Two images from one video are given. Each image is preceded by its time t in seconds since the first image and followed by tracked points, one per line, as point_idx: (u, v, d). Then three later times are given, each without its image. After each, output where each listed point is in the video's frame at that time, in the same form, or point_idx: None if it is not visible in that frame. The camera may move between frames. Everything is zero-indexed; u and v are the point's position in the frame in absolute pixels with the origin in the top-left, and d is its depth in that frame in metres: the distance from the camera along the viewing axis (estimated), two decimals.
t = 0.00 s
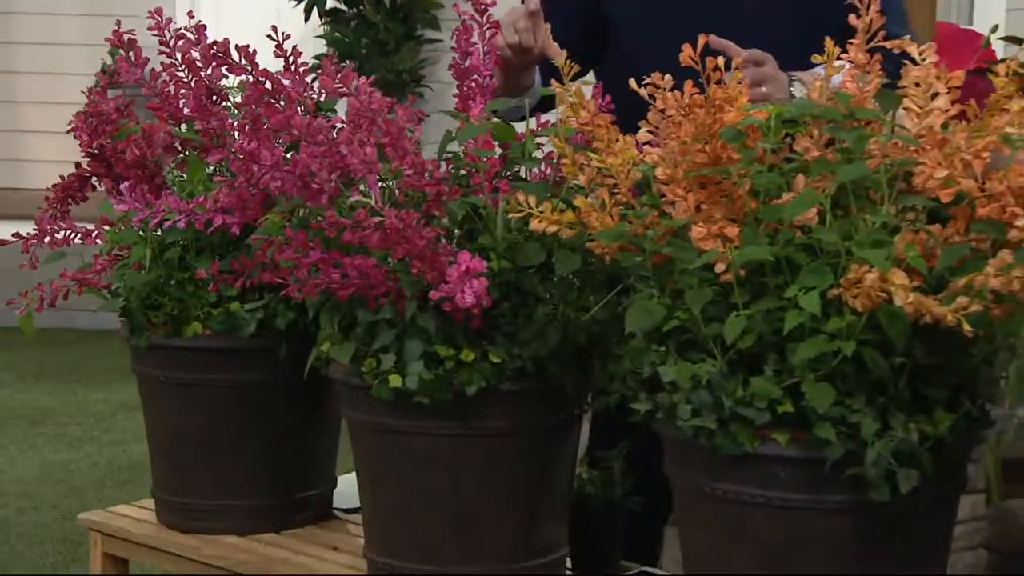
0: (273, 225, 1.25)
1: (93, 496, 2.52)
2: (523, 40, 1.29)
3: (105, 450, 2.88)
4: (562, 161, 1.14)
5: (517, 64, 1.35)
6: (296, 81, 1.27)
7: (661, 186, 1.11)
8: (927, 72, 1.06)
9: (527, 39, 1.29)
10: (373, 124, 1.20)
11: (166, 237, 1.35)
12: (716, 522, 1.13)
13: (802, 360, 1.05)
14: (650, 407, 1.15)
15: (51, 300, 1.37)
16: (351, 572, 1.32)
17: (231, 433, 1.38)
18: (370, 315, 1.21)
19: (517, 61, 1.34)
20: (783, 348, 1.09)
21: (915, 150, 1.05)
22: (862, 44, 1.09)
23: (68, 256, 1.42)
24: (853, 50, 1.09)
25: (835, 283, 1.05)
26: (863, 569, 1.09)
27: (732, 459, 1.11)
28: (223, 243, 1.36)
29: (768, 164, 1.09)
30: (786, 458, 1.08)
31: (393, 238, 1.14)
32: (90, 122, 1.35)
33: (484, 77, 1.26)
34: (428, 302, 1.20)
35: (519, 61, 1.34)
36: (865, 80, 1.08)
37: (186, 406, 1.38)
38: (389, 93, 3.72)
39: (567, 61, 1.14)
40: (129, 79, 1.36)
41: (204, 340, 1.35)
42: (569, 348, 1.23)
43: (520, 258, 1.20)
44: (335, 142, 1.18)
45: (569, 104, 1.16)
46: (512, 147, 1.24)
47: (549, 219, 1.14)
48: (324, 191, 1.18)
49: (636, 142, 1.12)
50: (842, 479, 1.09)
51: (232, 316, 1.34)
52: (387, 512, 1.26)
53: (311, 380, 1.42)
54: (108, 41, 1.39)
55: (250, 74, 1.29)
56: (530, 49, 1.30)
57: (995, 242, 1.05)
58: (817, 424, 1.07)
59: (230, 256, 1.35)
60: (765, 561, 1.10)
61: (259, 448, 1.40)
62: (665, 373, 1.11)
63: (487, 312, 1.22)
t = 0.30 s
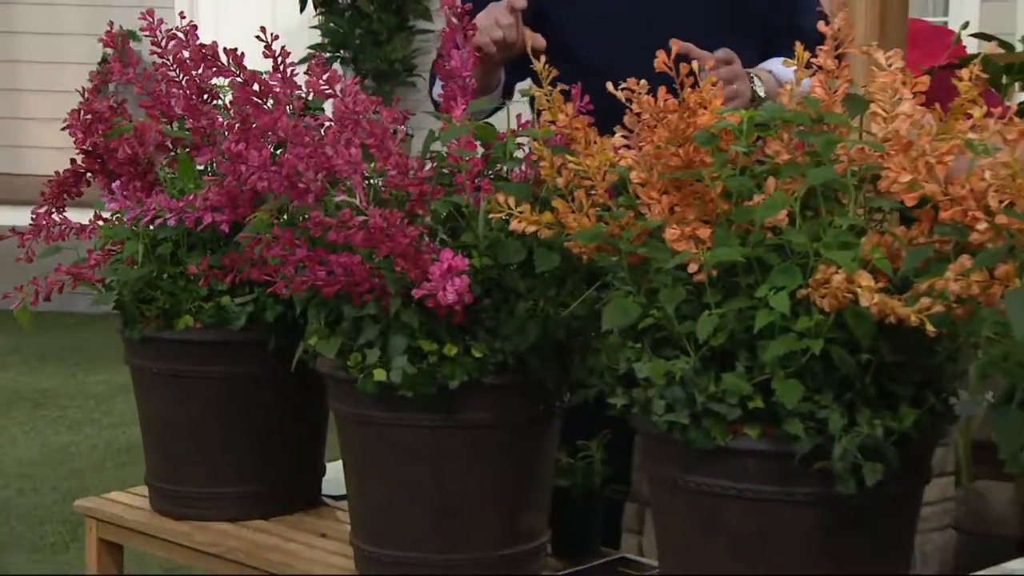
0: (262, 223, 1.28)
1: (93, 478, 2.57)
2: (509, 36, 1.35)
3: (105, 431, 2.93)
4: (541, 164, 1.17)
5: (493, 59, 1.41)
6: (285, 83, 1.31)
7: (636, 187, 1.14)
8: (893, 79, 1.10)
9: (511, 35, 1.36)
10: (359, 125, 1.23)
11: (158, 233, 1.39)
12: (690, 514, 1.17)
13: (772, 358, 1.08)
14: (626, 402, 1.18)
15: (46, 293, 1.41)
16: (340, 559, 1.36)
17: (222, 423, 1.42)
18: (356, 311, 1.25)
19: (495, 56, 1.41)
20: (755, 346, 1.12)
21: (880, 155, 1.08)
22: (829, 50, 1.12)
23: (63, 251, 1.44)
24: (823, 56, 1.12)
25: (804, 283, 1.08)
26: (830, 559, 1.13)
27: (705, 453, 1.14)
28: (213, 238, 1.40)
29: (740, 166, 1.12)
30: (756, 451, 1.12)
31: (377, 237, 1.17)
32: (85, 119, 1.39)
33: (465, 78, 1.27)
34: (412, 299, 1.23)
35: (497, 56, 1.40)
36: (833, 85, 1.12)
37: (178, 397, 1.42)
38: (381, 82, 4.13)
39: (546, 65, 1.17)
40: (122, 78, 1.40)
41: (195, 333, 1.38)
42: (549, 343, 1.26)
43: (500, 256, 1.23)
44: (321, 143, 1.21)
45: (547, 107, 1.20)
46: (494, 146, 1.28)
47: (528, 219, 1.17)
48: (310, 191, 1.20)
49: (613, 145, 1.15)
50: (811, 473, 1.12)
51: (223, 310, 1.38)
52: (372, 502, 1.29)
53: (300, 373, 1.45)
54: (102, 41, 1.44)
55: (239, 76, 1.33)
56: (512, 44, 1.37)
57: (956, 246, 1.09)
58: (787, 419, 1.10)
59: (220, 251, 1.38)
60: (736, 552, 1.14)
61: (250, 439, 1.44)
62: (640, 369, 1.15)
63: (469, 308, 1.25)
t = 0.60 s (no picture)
0: (251, 219, 1.32)
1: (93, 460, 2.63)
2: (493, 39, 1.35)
3: (106, 413, 2.97)
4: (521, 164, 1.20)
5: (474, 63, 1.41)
6: (275, 82, 1.34)
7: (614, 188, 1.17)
8: (862, 81, 1.13)
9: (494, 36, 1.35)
10: (346, 125, 1.27)
11: (151, 228, 1.42)
12: (666, 505, 1.20)
13: (745, 353, 1.11)
14: (604, 395, 1.22)
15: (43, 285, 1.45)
16: (328, 543, 1.40)
17: (215, 412, 1.46)
18: (343, 305, 1.28)
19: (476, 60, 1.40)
20: (729, 341, 1.15)
21: (850, 156, 1.12)
22: (802, 53, 1.16)
23: (60, 244, 1.49)
24: (795, 59, 1.15)
25: (776, 281, 1.11)
26: (802, 550, 1.16)
27: (681, 445, 1.18)
28: (205, 232, 1.43)
29: (715, 167, 1.16)
30: (730, 444, 1.15)
31: (364, 234, 1.21)
32: (82, 115, 1.44)
33: (446, 77, 1.30)
34: (397, 294, 1.27)
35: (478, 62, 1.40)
36: (804, 88, 1.15)
37: (172, 386, 1.46)
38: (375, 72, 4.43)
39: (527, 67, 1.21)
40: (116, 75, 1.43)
41: (189, 325, 1.42)
42: (532, 336, 1.30)
43: (483, 253, 1.26)
44: (309, 142, 1.24)
45: (528, 108, 1.23)
46: (477, 145, 1.32)
47: (510, 216, 1.20)
48: (299, 188, 1.23)
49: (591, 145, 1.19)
50: (782, 465, 1.15)
51: (216, 302, 1.41)
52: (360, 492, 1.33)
53: (290, 365, 1.49)
54: (98, 40, 1.48)
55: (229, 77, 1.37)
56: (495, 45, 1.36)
57: (922, 245, 1.11)
58: (759, 413, 1.14)
59: (212, 245, 1.42)
60: (710, 542, 1.17)
61: (242, 428, 1.47)
62: (617, 363, 1.18)
63: (454, 302, 1.28)
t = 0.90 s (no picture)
0: (243, 212, 1.36)
1: (96, 440, 2.68)
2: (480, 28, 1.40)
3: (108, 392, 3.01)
4: (505, 161, 1.25)
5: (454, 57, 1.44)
6: (265, 79, 1.38)
7: (593, 186, 1.20)
8: (833, 81, 1.14)
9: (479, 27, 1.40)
10: (334, 122, 1.31)
11: (146, 221, 1.46)
12: (644, 491, 1.25)
13: (719, 347, 1.14)
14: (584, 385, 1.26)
15: (41, 276, 1.47)
16: (319, 525, 1.45)
17: (209, 397, 1.51)
18: (332, 297, 1.32)
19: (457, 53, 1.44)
20: (704, 334, 1.19)
21: (821, 156, 1.14)
22: (775, 54, 1.19)
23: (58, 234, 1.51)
24: (768, 61, 1.19)
25: (749, 276, 1.15)
26: (774, 536, 1.20)
27: (658, 433, 1.22)
28: (198, 224, 1.47)
29: (691, 165, 1.19)
30: (704, 434, 1.19)
31: (352, 228, 1.24)
32: (77, 107, 1.47)
33: (433, 73, 1.33)
34: (384, 286, 1.30)
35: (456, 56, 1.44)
36: (777, 88, 1.19)
37: (168, 372, 1.51)
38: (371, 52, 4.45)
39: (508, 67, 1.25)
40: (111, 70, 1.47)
41: (185, 314, 1.46)
42: (515, 326, 1.33)
43: (468, 245, 1.30)
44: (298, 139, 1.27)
45: (509, 107, 1.26)
46: (462, 140, 1.35)
47: (492, 212, 1.24)
48: (288, 183, 1.27)
49: (572, 143, 1.23)
50: (755, 453, 1.19)
51: (209, 291, 1.46)
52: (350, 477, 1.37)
53: (281, 353, 1.54)
54: (94, 35, 1.53)
55: (220, 73, 1.41)
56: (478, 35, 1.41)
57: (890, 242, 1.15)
58: (732, 403, 1.17)
59: (205, 237, 1.45)
60: (686, 527, 1.22)
61: (235, 414, 1.52)
62: (596, 354, 1.22)
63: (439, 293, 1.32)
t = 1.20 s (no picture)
0: (236, 201, 1.40)
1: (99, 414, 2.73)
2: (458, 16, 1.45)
3: (111, 368, 3.06)
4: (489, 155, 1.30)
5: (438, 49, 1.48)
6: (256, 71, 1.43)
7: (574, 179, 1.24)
8: (806, 78, 1.17)
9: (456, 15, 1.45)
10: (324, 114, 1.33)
11: (143, 209, 1.51)
12: (624, 473, 1.28)
13: (695, 335, 1.18)
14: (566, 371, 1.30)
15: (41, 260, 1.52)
16: (311, 503, 1.49)
17: (205, 379, 1.55)
18: (322, 284, 1.36)
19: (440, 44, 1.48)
20: (681, 322, 1.23)
21: (795, 151, 1.17)
22: (751, 50, 1.22)
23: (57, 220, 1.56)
24: (744, 57, 1.22)
25: (725, 267, 1.18)
26: (749, 516, 1.24)
27: (638, 418, 1.25)
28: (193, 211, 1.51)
29: (669, 157, 1.22)
30: (682, 418, 1.22)
31: (341, 219, 1.27)
32: (76, 97, 1.52)
33: (420, 66, 1.36)
34: (373, 273, 1.34)
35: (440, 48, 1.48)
36: (753, 83, 1.22)
37: (164, 355, 1.55)
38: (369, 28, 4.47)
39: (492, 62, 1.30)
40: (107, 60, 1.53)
41: (180, 298, 1.51)
42: (501, 311, 1.37)
43: (454, 234, 1.33)
44: (289, 131, 1.31)
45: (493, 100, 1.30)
46: (449, 131, 1.38)
47: (477, 202, 1.28)
48: (280, 173, 1.30)
49: (554, 135, 1.27)
50: (731, 437, 1.23)
51: (205, 276, 1.50)
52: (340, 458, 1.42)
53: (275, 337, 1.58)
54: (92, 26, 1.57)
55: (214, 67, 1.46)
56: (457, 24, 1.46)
57: (861, 234, 1.18)
58: (709, 389, 1.21)
59: (199, 224, 1.49)
60: (665, 507, 1.25)
61: (230, 396, 1.57)
62: (578, 341, 1.26)
63: (427, 280, 1.36)
